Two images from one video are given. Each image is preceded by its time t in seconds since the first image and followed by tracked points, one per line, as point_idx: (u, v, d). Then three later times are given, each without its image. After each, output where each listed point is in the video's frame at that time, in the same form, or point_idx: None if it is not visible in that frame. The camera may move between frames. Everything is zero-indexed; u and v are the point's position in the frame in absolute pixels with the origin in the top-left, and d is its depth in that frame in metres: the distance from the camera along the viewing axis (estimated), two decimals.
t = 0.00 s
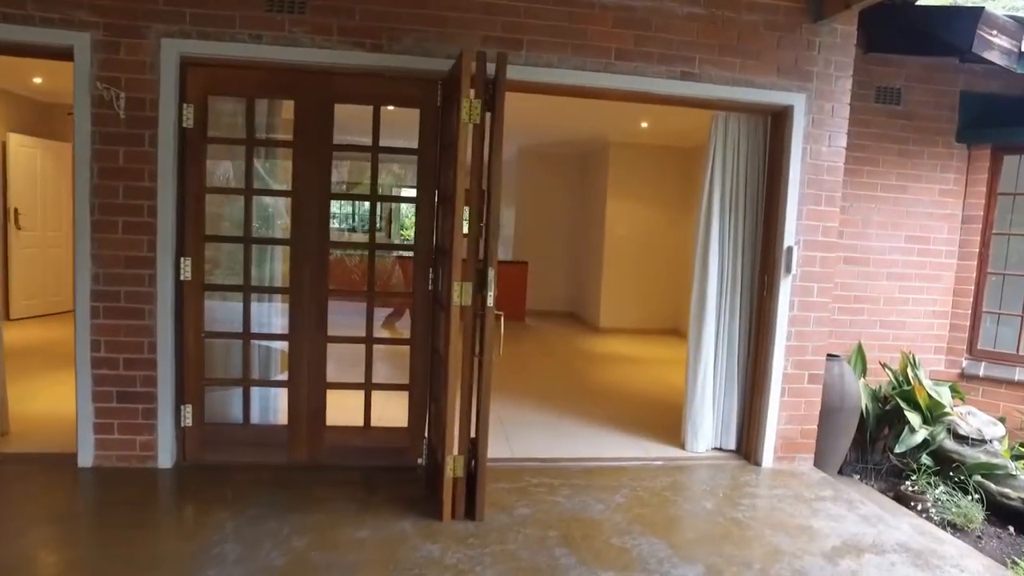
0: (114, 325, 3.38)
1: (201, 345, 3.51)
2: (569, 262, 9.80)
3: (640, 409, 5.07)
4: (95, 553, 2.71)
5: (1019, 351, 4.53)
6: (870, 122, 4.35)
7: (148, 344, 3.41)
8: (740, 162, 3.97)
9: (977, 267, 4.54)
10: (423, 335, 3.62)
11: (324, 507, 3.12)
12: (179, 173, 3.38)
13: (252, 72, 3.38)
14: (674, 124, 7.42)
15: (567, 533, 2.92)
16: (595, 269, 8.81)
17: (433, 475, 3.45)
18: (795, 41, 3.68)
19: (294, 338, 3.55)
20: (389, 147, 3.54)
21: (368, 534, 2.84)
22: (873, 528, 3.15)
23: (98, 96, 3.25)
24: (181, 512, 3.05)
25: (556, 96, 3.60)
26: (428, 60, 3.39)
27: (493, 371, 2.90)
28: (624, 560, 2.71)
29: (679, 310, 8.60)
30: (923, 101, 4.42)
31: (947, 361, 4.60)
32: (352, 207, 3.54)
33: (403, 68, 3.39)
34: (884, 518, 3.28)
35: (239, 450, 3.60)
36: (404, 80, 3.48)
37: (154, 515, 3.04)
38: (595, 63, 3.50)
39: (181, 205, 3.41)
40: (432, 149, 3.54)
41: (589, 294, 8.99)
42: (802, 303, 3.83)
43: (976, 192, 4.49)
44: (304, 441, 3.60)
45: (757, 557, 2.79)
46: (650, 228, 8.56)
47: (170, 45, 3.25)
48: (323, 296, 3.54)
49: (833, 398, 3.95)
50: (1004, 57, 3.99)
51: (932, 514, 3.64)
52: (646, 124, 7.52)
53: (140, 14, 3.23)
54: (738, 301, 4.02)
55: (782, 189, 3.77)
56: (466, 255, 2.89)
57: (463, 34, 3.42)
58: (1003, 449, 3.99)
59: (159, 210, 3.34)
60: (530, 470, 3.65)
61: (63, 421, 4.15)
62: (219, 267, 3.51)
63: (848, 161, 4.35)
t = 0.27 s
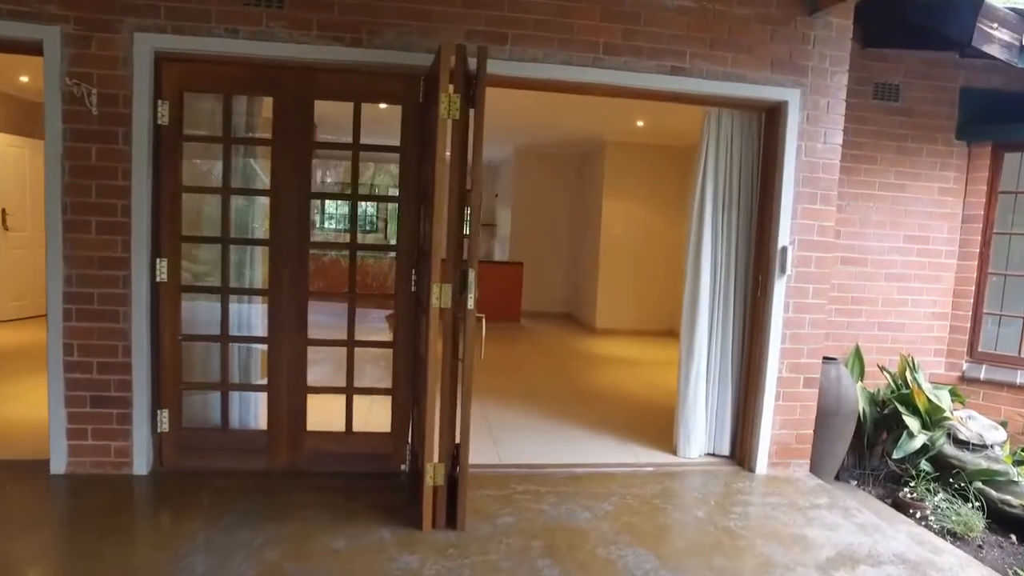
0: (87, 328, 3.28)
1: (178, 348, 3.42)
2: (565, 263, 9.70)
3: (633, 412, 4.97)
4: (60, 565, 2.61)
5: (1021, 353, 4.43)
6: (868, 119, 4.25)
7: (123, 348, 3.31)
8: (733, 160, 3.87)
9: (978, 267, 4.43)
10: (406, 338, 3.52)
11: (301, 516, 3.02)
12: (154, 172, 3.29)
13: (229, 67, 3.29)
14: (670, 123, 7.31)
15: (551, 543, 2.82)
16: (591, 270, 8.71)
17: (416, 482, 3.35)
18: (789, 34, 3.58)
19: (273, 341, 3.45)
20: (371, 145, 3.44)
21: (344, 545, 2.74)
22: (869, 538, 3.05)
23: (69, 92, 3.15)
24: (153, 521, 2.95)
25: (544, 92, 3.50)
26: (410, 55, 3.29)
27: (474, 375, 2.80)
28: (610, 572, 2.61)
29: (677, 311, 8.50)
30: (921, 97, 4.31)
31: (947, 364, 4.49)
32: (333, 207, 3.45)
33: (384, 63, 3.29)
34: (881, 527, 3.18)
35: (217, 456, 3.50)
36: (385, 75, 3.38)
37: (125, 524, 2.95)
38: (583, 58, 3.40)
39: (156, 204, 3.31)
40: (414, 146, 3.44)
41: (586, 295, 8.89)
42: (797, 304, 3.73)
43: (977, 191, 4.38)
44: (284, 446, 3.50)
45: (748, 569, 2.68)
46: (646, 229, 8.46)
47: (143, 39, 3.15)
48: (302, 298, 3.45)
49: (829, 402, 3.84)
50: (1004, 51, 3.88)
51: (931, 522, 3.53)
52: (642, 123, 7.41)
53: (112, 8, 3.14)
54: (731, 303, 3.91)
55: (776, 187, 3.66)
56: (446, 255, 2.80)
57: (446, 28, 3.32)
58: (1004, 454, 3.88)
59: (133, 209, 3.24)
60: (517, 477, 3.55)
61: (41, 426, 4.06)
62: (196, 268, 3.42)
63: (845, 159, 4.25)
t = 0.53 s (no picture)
0: (64, 331, 3.20)
1: (158, 351, 3.34)
2: (562, 264, 9.62)
3: (627, 416, 4.88)
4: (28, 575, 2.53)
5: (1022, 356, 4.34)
6: (865, 117, 4.16)
7: (100, 350, 3.22)
8: (727, 159, 3.78)
9: (978, 268, 4.34)
10: (391, 341, 3.44)
11: (281, 523, 2.94)
12: (132, 171, 3.21)
13: (210, 64, 3.21)
14: (667, 122, 7.22)
15: (537, 553, 2.73)
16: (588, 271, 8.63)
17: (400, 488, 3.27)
18: (783, 30, 3.50)
19: (255, 343, 3.37)
20: (354, 143, 3.36)
21: (323, 554, 2.66)
22: (865, 547, 2.96)
23: (44, 89, 3.08)
24: (128, 529, 2.87)
25: (532, 89, 3.42)
26: (393, 51, 3.21)
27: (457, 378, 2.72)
28: None
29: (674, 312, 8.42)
30: (919, 95, 4.22)
31: (946, 367, 4.40)
32: (316, 206, 3.37)
33: (367, 60, 3.21)
34: (877, 535, 3.09)
35: (198, 462, 3.41)
36: (369, 72, 3.31)
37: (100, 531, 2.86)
38: (572, 55, 3.32)
39: (135, 204, 3.23)
40: (399, 145, 3.36)
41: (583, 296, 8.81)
42: (792, 306, 3.64)
43: (977, 190, 4.30)
44: (267, 452, 3.42)
45: None
46: (644, 229, 8.38)
47: (120, 35, 3.07)
48: (285, 300, 3.37)
49: (826, 406, 3.76)
50: (1004, 46, 3.79)
51: (930, 530, 3.44)
52: (638, 122, 7.33)
53: (88, 2, 3.06)
54: (725, 305, 3.83)
55: (771, 186, 3.58)
56: (428, 256, 2.73)
57: (431, 24, 3.24)
58: (1005, 460, 3.79)
59: (111, 209, 3.16)
60: (505, 483, 3.47)
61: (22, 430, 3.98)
62: (177, 269, 3.34)
63: (842, 158, 4.17)
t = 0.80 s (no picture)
0: (44, 331, 3.13)
1: (141, 352, 3.27)
2: (561, 264, 9.56)
3: (623, 418, 4.81)
4: None
5: None
6: (864, 114, 4.09)
7: (82, 351, 3.15)
8: (723, 156, 3.71)
9: (979, 267, 4.27)
10: (378, 341, 3.37)
11: (264, 528, 2.87)
12: (114, 167, 3.14)
13: (193, 59, 3.14)
14: (665, 120, 7.15)
15: (526, 559, 2.66)
16: (586, 271, 8.56)
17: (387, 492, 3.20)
18: (780, 24, 3.43)
19: (241, 344, 3.30)
20: (341, 140, 3.30)
21: (306, 561, 2.59)
22: (863, 553, 2.88)
23: (23, 84, 3.01)
24: (107, 534, 2.80)
25: (522, 84, 3.35)
26: (380, 46, 3.14)
27: (444, 380, 2.65)
28: None
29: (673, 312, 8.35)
30: (919, 91, 4.15)
31: (947, 368, 4.33)
32: (303, 204, 3.30)
33: (354, 54, 3.14)
34: (876, 540, 3.01)
35: (183, 465, 3.34)
36: (356, 67, 3.24)
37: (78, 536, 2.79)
38: (563, 49, 3.25)
39: (117, 201, 3.16)
40: (387, 142, 3.30)
41: (581, 296, 8.75)
42: (789, 306, 3.57)
43: (978, 188, 4.22)
44: (253, 454, 3.35)
45: None
46: (642, 229, 8.32)
47: (100, 28, 3.00)
48: (271, 299, 3.30)
49: (824, 407, 3.69)
50: (1005, 41, 3.71)
51: (930, 534, 3.37)
52: (635, 120, 7.25)
53: None
54: (721, 305, 3.75)
55: (767, 184, 3.51)
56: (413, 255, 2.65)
57: (419, 17, 3.17)
58: (1006, 463, 3.72)
59: (92, 206, 3.09)
60: (495, 487, 3.40)
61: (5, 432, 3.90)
62: (160, 268, 3.28)
63: (840, 155, 4.10)
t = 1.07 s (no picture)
0: (19, 333, 3.04)
1: (119, 354, 3.18)
2: (559, 264, 9.49)
3: (618, 421, 4.72)
4: None
5: None
6: (863, 110, 4.00)
7: (58, 354, 3.07)
8: (718, 153, 3.63)
9: (981, 267, 4.17)
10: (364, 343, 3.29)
11: (243, 536, 2.78)
12: (91, 165, 3.06)
13: (172, 53, 3.06)
14: (663, 119, 7.07)
15: (511, 569, 2.57)
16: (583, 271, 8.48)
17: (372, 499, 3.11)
18: (775, 17, 3.34)
19: (222, 347, 3.22)
20: (325, 137, 3.21)
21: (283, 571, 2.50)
22: (861, 562, 2.79)
23: None
24: (80, 542, 2.71)
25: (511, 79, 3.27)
26: (364, 40, 3.05)
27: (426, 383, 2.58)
28: None
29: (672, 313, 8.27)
30: (920, 87, 4.06)
31: (948, 370, 4.23)
32: (285, 203, 3.22)
33: (337, 49, 3.05)
34: (875, 549, 2.91)
35: (163, 470, 3.25)
36: (340, 62, 3.15)
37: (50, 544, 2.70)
38: (553, 43, 3.17)
39: (94, 200, 3.08)
40: (372, 138, 3.21)
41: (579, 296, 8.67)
42: (786, 307, 3.48)
43: (980, 186, 4.12)
44: (235, 460, 3.26)
45: None
46: (639, 229, 8.24)
47: (75, 22, 2.92)
48: (253, 301, 3.21)
49: (822, 411, 3.60)
50: (1007, 34, 3.61)
51: (931, 542, 3.26)
52: (632, 119, 7.17)
53: None
54: (717, 306, 3.66)
55: (763, 182, 3.42)
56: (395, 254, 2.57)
57: (404, 10, 3.08)
58: (1010, 468, 3.62)
59: (68, 205, 3.01)
60: (484, 493, 3.31)
61: None
62: (140, 269, 3.20)
63: (838, 152, 4.00)
